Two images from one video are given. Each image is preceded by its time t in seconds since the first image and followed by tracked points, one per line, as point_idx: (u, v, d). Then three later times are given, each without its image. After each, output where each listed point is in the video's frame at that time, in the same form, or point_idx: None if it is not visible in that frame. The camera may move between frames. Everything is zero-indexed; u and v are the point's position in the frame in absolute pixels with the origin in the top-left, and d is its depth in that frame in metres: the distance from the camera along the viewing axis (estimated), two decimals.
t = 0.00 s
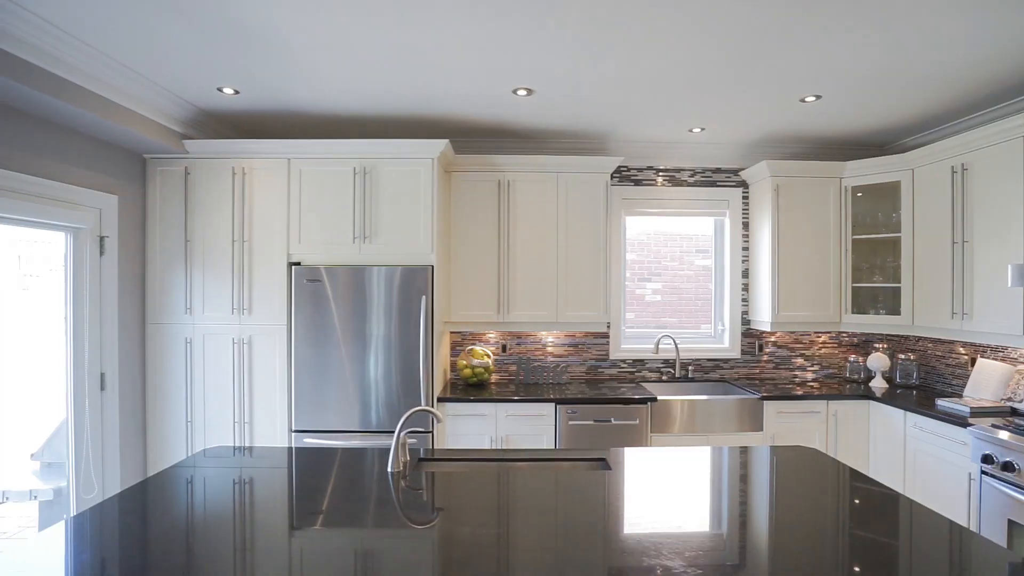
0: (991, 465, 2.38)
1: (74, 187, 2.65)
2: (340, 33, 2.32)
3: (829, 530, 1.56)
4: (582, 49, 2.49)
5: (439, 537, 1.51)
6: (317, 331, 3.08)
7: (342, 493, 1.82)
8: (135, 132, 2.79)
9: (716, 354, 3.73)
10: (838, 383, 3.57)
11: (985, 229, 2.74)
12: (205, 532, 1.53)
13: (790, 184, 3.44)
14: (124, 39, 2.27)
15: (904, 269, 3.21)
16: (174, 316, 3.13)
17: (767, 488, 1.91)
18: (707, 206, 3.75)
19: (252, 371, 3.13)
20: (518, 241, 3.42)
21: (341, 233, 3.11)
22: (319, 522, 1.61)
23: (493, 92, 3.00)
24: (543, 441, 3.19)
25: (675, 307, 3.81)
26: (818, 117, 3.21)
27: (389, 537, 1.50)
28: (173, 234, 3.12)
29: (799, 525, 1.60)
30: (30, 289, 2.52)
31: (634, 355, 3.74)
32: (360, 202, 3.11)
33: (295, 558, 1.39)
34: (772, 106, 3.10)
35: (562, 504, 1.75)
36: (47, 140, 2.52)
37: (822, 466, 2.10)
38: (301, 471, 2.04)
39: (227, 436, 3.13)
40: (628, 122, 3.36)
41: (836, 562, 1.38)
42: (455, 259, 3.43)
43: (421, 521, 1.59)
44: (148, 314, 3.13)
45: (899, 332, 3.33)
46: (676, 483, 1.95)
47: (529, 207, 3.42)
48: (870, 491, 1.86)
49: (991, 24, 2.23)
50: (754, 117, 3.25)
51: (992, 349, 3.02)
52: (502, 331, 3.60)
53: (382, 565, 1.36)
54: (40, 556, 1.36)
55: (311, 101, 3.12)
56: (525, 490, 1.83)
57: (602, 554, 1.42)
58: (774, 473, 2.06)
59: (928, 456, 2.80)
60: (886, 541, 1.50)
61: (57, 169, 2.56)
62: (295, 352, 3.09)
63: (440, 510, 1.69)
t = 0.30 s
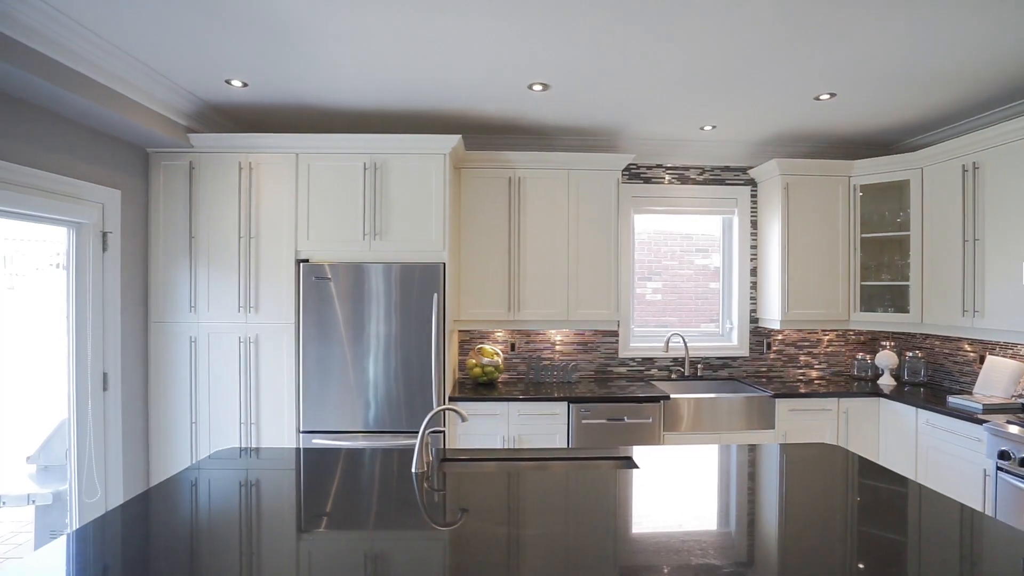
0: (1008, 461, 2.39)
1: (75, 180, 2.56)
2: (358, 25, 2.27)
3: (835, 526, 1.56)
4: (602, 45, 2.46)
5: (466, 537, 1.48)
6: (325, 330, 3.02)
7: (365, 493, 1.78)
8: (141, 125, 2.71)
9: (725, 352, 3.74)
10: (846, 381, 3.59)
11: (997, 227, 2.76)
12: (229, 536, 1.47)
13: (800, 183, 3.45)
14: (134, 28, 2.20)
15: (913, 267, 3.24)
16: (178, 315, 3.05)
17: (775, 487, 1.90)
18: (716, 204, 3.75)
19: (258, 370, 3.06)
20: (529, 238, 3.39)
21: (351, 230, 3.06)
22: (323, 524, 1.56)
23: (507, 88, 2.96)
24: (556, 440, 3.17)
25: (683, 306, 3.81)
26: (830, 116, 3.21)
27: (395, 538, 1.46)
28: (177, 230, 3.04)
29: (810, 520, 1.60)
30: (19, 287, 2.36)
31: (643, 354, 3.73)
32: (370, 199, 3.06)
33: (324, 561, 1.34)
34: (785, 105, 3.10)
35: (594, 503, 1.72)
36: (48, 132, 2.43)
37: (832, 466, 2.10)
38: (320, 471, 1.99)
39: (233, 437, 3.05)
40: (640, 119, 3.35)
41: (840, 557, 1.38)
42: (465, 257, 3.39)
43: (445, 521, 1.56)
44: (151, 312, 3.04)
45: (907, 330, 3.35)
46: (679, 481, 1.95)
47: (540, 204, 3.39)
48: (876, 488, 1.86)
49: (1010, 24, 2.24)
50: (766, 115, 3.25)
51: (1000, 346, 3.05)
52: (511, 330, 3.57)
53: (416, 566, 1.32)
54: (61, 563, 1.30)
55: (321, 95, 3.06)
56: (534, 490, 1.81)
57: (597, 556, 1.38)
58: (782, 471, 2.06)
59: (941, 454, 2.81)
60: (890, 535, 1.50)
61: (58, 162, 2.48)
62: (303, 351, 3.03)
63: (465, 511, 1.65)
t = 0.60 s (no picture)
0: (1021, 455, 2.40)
1: (66, 169, 2.44)
2: (367, 9, 2.19)
3: (840, 528, 1.49)
4: (618, 35, 2.40)
5: (488, 537, 1.41)
6: (327, 326, 2.92)
7: (380, 493, 1.70)
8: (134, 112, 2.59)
9: (730, 348, 3.72)
10: (850, 376, 3.59)
11: (1005, 221, 2.77)
12: (243, 539, 1.39)
13: (806, 177, 3.44)
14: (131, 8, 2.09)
15: (918, 261, 3.25)
16: (173, 311, 2.93)
17: (781, 484, 1.85)
18: (721, 199, 3.73)
19: (257, 368, 2.96)
20: (535, 233, 3.34)
21: (354, 222, 2.97)
22: (319, 526, 1.48)
23: (515, 78, 2.89)
24: (564, 437, 3.11)
25: (689, 301, 3.78)
26: (838, 110, 3.19)
27: (415, 540, 1.39)
28: (172, 223, 2.93)
29: (815, 522, 1.53)
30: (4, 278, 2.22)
31: (649, 350, 3.70)
32: (374, 191, 2.97)
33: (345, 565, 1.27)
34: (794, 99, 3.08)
35: (621, 499, 1.67)
36: (37, 118, 2.31)
37: (843, 460, 2.06)
38: (332, 469, 1.91)
39: (230, 438, 2.95)
40: (648, 112, 3.30)
41: (842, 554, 1.34)
42: (470, 251, 3.33)
43: (463, 521, 1.49)
44: (144, 307, 2.93)
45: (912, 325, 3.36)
46: (679, 479, 1.89)
47: (546, 198, 3.34)
48: (881, 483, 1.82)
49: None
50: (774, 110, 3.22)
51: (1006, 340, 3.06)
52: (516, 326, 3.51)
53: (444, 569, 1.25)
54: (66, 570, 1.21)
55: (323, 83, 2.96)
56: (539, 489, 1.73)
57: (620, 555, 1.33)
58: (788, 468, 2.00)
59: (950, 449, 2.82)
60: (896, 533, 1.46)
61: (47, 149, 2.36)
62: (304, 348, 2.93)
63: (483, 510, 1.58)
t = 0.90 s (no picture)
0: None
1: (51, 157, 2.30)
2: None
3: (840, 530, 1.43)
4: (634, 28, 2.35)
5: (514, 543, 1.34)
6: (328, 326, 2.82)
7: (399, 496, 1.63)
8: (125, 99, 2.46)
9: (733, 346, 3.71)
10: (851, 374, 3.62)
11: (1008, 221, 2.80)
12: (261, 549, 1.31)
13: (810, 176, 3.45)
14: None
15: (919, 260, 3.29)
16: (166, 309, 2.81)
17: (783, 480, 1.82)
18: (724, 197, 3.72)
19: (254, 369, 2.85)
20: (540, 229, 3.29)
21: (356, 218, 2.88)
22: (319, 531, 1.41)
23: (524, 71, 2.83)
24: (571, 437, 3.07)
25: (691, 299, 3.77)
26: (842, 109, 3.19)
27: (445, 545, 1.32)
28: (163, 216, 2.80)
29: (817, 526, 1.46)
30: None
31: (652, 348, 3.67)
32: (377, 185, 2.89)
33: None
34: (801, 98, 3.07)
35: (639, 501, 1.62)
36: (20, 103, 2.17)
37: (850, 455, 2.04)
38: (344, 473, 1.82)
39: (227, 441, 2.83)
40: (654, 108, 3.27)
41: (844, 553, 1.31)
42: (473, 249, 3.27)
43: (484, 527, 1.41)
44: (134, 305, 2.79)
45: (913, 323, 3.39)
46: (677, 480, 1.82)
47: (551, 194, 3.30)
48: (880, 480, 1.80)
49: None
50: (780, 108, 3.21)
51: (1005, 338, 3.11)
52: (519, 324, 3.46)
53: None
54: None
55: (325, 73, 2.86)
56: (547, 492, 1.66)
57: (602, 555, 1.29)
58: (790, 464, 1.97)
59: (954, 445, 2.85)
60: (902, 532, 1.42)
61: (31, 135, 2.22)
62: (303, 347, 2.83)
63: (503, 514, 1.51)
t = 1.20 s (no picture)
0: None
1: (45, 150, 2.18)
2: None
3: (838, 529, 1.43)
4: (653, 29, 2.35)
5: (531, 545, 1.33)
6: (334, 326, 2.75)
7: (430, 501, 1.60)
8: (125, 90, 2.35)
9: (733, 345, 3.77)
10: (847, 372, 3.70)
11: (1001, 223, 2.91)
12: (263, 554, 1.27)
13: (809, 178, 3.52)
14: None
15: (913, 261, 3.39)
16: (164, 309, 2.71)
17: (782, 477, 1.84)
18: (725, 199, 3.77)
19: (258, 371, 2.76)
20: (547, 229, 3.29)
21: (362, 215, 2.82)
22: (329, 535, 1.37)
23: (536, 69, 2.80)
24: (580, 438, 3.07)
25: (692, 299, 3.81)
26: (842, 113, 3.26)
27: (491, 550, 1.30)
28: (162, 213, 2.70)
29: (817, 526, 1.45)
30: None
31: (655, 348, 3.70)
32: (386, 183, 2.83)
33: None
34: (805, 102, 3.12)
35: (641, 499, 1.62)
36: (12, 91, 2.05)
37: (850, 452, 2.07)
38: (365, 477, 1.78)
39: (229, 446, 2.74)
40: (660, 109, 3.29)
41: (840, 549, 1.33)
42: (480, 248, 3.24)
43: (513, 529, 1.39)
44: (131, 305, 2.68)
45: (907, 322, 3.49)
46: (676, 479, 1.81)
47: (557, 194, 3.29)
48: (876, 477, 1.83)
49: None
50: (782, 111, 3.27)
51: (995, 336, 3.22)
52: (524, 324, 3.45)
53: None
54: None
55: (332, 66, 2.79)
56: (558, 493, 1.64)
57: (628, 553, 1.29)
58: (790, 462, 2.00)
59: (950, 442, 2.95)
60: (899, 527, 1.44)
61: (25, 126, 2.11)
62: (309, 348, 2.75)
63: (532, 516, 1.49)
